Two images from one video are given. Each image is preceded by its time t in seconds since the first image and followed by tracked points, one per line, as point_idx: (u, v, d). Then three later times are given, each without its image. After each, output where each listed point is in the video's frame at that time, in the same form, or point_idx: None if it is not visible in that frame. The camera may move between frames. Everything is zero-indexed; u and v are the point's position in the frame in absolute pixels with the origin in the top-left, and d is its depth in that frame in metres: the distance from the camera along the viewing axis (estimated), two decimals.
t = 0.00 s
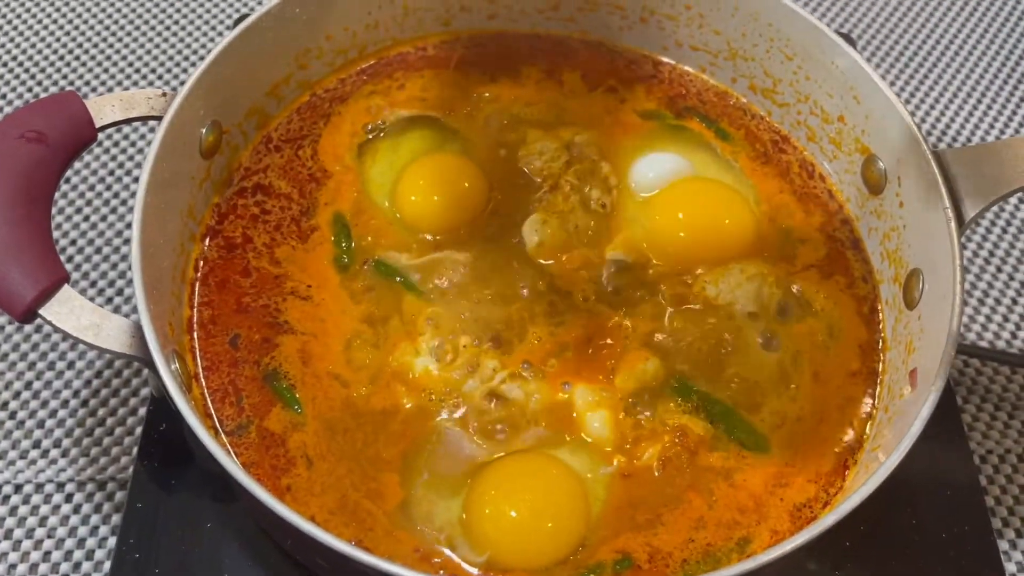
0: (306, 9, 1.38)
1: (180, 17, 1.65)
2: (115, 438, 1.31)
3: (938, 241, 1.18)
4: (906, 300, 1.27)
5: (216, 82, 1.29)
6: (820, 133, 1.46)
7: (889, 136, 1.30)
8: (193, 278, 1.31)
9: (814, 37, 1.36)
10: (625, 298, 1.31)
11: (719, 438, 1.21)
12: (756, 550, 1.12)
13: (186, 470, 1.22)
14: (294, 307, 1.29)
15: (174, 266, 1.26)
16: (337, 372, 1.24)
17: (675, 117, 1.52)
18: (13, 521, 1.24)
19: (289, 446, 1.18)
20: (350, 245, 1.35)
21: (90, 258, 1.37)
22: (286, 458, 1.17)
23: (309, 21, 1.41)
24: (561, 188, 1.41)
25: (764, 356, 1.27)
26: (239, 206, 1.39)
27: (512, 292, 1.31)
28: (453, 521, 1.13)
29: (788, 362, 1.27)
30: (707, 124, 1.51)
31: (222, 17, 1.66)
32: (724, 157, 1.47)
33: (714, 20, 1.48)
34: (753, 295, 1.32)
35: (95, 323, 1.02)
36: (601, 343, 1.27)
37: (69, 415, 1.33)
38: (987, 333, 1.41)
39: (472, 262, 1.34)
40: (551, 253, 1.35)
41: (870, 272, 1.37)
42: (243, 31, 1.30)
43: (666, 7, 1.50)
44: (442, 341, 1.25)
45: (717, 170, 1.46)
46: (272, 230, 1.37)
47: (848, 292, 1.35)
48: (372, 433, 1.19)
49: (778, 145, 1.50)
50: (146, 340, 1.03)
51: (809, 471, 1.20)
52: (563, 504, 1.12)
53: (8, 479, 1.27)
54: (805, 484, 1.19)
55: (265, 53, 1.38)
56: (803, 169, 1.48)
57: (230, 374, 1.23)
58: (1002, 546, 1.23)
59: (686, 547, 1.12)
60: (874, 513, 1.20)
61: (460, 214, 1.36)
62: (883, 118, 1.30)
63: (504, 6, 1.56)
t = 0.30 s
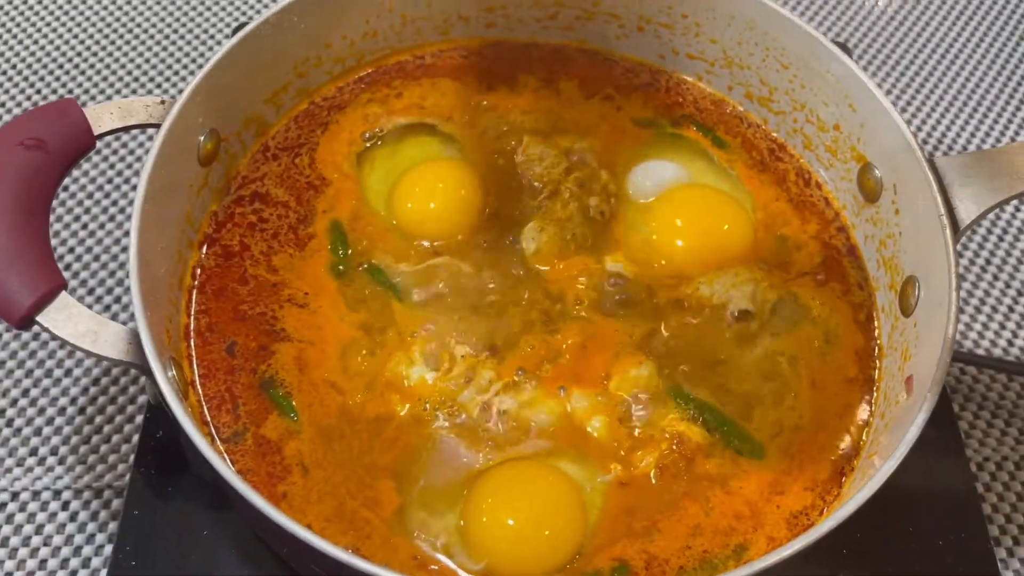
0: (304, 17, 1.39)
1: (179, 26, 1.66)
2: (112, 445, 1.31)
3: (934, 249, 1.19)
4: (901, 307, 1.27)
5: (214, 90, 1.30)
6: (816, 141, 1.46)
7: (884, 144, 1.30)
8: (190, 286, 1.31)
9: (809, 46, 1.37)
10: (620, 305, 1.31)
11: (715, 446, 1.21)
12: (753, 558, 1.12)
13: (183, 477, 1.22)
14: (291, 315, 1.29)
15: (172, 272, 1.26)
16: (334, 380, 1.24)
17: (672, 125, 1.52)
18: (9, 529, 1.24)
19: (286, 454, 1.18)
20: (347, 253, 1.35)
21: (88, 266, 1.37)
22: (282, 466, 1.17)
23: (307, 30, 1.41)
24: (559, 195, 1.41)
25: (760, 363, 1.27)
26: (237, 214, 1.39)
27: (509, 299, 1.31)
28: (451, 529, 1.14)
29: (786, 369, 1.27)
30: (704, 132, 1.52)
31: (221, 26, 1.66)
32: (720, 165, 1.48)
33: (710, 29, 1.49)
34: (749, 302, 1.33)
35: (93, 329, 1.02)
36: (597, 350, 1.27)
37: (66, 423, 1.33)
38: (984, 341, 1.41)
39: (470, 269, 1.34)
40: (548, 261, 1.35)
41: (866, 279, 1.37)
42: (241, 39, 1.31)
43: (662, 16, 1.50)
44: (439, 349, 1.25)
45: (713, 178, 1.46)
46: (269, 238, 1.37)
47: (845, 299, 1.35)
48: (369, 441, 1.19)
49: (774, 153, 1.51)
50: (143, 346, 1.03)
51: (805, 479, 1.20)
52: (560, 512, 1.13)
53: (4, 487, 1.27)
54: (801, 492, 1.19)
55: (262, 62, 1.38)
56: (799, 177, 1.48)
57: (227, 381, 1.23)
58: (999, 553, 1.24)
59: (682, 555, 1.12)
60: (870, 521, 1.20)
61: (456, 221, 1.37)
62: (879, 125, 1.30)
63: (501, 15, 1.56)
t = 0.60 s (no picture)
0: (287, 20, 1.37)
1: (165, 30, 1.64)
2: (92, 455, 1.28)
3: (923, 255, 1.17)
4: (892, 314, 1.25)
5: (197, 95, 1.29)
6: (806, 146, 1.45)
7: (874, 149, 1.28)
8: (170, 292, 1.29)
9: (798, 50, 1.35)
10: (606, 312, 1.30)
11: (703, 455, 1.19)
12: (740, 570, 1.10)
13: (162, 486, 1.20)
14: (273, 322, 1.27)
15: (152, 279, 1.25)
16: (315, 388, 1.21)
17: (660, 130, 1.51)
18: None
19: (265, 463, 1.15)
20: (330, 259, 1.33)
21: (69, 272, 1.35)
22: (261, 475, 1.14)
23: (290, 33, 1.40)
24: (546, 202, 1.39)
25: (748, 371, 1.26)
26: (218, 220, 1.38)
27: (493, 306, 1.29)
28: (432, 537, 1.12)
29: (775, 377, 1.25)
30: (694, 138, 1.50)
31: (207, 30, 1.65)
32: (711, 171, 1.46)
33: (699, 33, 1.47)
34: (738, 308, 1.31)
35: (65, 336, 1.00)
36: (583, 357, 1.25)
37: (47, 432, 1.31)
38: (977, 349, 1.39)
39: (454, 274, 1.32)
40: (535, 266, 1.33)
41: (856, 285, 1.35)
42: (224, 42, 1.29)
43: (650, 21, 1.50)
44: (423, 357, 1.23)
45: (702, 184, 1.45)
46: (251, 244, 1.35)
47: (835, 305, 1.33)
48: (351, 450, 1.17)
49: (764, 159, 1.49)
50: (117, 353, 1.01)
51: (794, 489, 1.17)
52: (543, 520, 1.11)
53: None
54: (790, 502, 1.16)
55: (245, 66, 1.36)
56: (789, 184, 1.46)
57: (206, 390, 1.21)
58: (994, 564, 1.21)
59: (668, 566, 1.10)
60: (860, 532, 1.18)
61: (440, 226, 1.35)
62: (868, 129, 1.29)
63: (489, 19, 1.55)
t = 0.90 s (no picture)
0: (284, 7, 1.31)
1: (156, 18, 1.58)
2: (76, 463, 1.21)
3: (955, 253, 1.10)
4: (920, 317, 1.18)
5: (188, 84, 1.23)
6: (825, 141, 1.38)
7: (899, 142, 1.22)
8: (158, 291, 1.23)
9: (818, 40, 1.28)
10: (616, 314, 1.23)
11: (721, 466, 1.12)
12: None
13: (146, 495, 1.13)
14: (268, 323, 1.20)
15: (138, 276, 1.18)
16: (310, 393, 1.14)
17: (672, 125, 1.44)
18: None
19: (256, 472, 1.08)
20: (327, 259, 1.27)
21: (52, 269, 1.28)
22: (252, 484, 1.07)
23: (287, 21, 1.34)
24: (556, 198, 1.32)
25: (769, 376, 1.19)
26: (209, 217, 1.31)
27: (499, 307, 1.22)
28: (432, 551, 1.06)
29: (797, 383, 1.18)
30: (708, 134, 1.44)
31: (201, 20, 1.58)
32: (727, 167, 1.40)
33: (713, 24, 1.41)
34: (755, 309, 1.24)
35: (42, 335, 0.94)
36: (593, 361, 1.18)
37: (29, 438, 1.24)
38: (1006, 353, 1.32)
39: (458, 275, 1.26)
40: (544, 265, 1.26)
41: (880, 287, 1.28)
42: (216, 28, 1.23)
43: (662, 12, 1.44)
44: (425, 362, 1.16)
45: (716, 181, 1.38)
46: (243, 242, 1.28)
47: (859, 307, 1.26)
48: (347, 459, 1.10)
49: (781, 156, 1.42)
50: (97, 351, 0.94)
51: (818, 502, 1.10)
52: (551, 534, 1.04)
53: None
54: (814, 516, 1.09)
55: (239, 54, 1.30)
56: (808, 181, 1.39)
57: (195, 394, 1.14)
58: None
59: None
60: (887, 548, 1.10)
61: (441, 223, 1.29)
62: (892, 122, 1.22)
63: (494, 11, 1.49)
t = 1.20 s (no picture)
0: None
1: None
2: (63, 453, 1.17)
3: (974, 236, 1.07)
4: (939, 303, 1.15)
5: (188, 58, 1.20)
6: (838, 128, 1.36)
7: (917, 126, 1.19)
8: (152, 269, 1.19)
9: (833, 23, 1.26)
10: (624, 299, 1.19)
11: (733, 454, 1.08)
12: None
13: (134, 480, 1.09)
14: (265, 304, 1.16)
15: (132, 254, 1.14)
16: (308, 374, 1.11)
17: (681, 112, 1.41)
18: None
19: (250, 454, 1.04)
20: (326, 241, 1.23)
21: (42, 255, 1.23)
22: (245, 467, 1.03)
23: None
24: (561, 183, 1.29)
25: (782, 364, 1.15)
26: (206, 197, 1.27)
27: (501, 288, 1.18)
28: (433, 542, 1.01)
29: (811, 372, 1.14)
30: (717, 121, 1.40)
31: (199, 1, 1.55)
32: (735, 156, 1.36)
33: (723, 10, 1.39)
34: (769, 296, 1.20)
35: (28, 302, 0.89)
36: (600, 346, 1.14)
37: (16, 428, 1.19)
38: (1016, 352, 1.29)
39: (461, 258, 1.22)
40: (550, 248, 1.23)
41: (895, 275, 1.25)
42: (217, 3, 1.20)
43: None
44: (425, 342, 1.12)
45: (726, 168, 1.35)
46: (240, 223, 1.24)
47: (873, 296, 1.23)
48: (345, 443, 1.06)
49: (793, 144, 1.39)
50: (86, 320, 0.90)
51: (834, 493, 1.07)
52: (557, 525, 1.00)
53: None
54: (830, 507, 1.05)
55: (239, 31, 1.27)
56: (819, 169, 1.36)
57: (188, 374, 1.10)
58: None
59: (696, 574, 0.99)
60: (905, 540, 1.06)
61: (443, 206, 1.25)
62: (909, 105, 1.19)
63: None
